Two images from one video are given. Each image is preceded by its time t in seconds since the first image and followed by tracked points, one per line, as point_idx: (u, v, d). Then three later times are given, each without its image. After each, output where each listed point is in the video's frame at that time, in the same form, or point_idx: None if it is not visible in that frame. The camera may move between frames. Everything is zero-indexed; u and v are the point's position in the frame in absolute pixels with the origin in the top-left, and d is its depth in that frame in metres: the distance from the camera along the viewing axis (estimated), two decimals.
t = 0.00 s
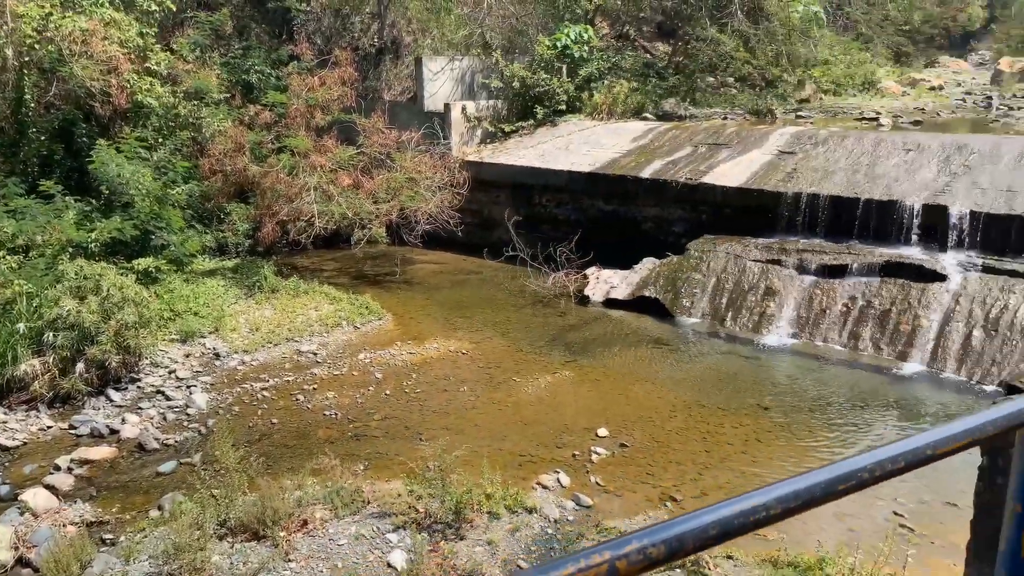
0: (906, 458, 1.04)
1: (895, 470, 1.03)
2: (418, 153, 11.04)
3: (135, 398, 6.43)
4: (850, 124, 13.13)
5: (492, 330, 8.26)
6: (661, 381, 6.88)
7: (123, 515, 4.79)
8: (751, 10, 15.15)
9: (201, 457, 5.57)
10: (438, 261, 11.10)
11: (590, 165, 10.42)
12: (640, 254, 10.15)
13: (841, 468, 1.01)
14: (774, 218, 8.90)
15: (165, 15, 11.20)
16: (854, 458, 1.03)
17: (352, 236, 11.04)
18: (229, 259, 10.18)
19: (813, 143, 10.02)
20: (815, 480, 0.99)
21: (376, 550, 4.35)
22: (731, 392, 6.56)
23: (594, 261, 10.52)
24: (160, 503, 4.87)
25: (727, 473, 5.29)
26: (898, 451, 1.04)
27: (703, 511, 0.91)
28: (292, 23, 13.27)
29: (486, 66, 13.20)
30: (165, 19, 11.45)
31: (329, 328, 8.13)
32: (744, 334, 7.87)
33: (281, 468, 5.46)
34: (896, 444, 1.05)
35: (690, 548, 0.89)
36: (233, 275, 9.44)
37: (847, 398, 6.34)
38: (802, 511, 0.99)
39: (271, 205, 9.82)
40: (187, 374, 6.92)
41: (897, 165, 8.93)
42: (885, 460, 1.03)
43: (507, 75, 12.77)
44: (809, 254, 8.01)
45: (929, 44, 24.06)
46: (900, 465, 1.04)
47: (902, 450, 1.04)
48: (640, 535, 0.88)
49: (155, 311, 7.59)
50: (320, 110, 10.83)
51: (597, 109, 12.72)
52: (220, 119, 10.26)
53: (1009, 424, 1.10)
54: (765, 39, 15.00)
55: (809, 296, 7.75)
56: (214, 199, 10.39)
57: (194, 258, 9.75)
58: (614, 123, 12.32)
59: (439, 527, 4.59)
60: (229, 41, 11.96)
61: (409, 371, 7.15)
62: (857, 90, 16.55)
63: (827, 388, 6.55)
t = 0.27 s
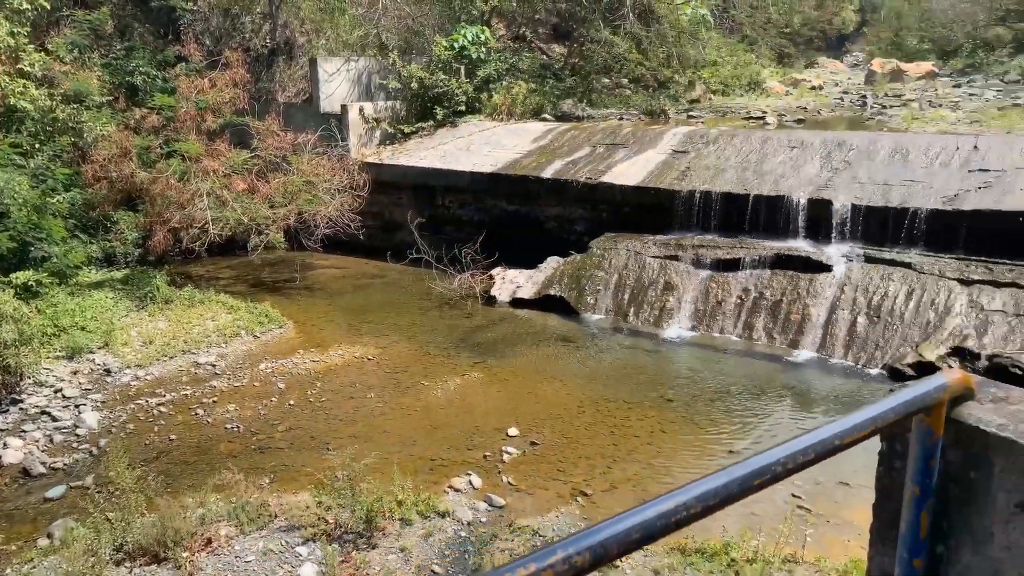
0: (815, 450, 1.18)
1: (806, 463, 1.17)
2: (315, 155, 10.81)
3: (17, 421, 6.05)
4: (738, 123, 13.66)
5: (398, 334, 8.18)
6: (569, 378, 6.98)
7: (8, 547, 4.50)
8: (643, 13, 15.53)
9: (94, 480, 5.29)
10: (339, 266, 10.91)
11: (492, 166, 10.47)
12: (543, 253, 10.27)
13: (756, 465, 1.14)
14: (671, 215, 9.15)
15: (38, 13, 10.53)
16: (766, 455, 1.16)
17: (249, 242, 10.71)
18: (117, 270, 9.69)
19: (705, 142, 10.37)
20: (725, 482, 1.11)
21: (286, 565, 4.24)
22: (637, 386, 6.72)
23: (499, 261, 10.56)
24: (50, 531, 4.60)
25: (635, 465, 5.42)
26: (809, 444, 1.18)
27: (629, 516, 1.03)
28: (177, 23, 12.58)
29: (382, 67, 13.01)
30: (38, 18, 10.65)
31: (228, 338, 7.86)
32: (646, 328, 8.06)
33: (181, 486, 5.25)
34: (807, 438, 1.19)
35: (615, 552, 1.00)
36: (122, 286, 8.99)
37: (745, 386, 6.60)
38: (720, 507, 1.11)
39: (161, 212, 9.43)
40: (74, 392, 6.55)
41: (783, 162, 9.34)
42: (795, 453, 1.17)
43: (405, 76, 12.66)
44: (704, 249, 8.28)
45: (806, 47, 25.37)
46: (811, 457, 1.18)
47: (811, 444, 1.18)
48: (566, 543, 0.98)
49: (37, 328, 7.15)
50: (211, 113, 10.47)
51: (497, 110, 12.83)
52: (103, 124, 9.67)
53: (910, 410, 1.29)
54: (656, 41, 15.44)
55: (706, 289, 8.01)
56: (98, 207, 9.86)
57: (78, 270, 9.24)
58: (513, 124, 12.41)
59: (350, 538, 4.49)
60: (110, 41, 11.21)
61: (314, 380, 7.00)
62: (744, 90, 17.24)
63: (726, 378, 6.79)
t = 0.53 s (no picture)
0: (763, 446, 1.25)
1: (754, 459, 1.24)
2: (254, 158, 10.61)
3: None
4: (677, 123, 13.88)
5: (343, 338, 8.08)
6: (516, 378, 7.00)
7: None
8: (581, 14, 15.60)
9: (27, 497, 5.11)
10: (281, 271, 10.74)
11: (435, 167, 10.44)
12: (488, 254, 10.29)
13: (707, 465, 1.20)
14: (613, 214, 9.25)
15: None
16: (715, 453, 1.23)
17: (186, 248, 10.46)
18: (47, 279, 9.35)
19: (644, 142, 10.51)
20: (676, 483, 1.17)
21: None
22: (584, 384, 6.77)
23: (443, 262, 10.52)
24: None
25: (583, 462, 5.46)
26: (755, 441, 1.25)
27: (580, 522, 1.08)
28: (106, 23, 12.32)
29: (322, 69, 12.76)
30: None
31: (166, 347, 7.66)
32: (591, 327, 8.13)
33: (120, 501, 5.09)
34: (756, 435, 1.26)
35: (570, 559, 1.05)
36: (53, 296, 8.68)
37: (690, 382, 6.71)
38: (671, 507, 1.17)
39: (93, 219, 9.15)
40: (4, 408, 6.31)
41: (720, 161, 9.53)
42: (742, 452, 1.24)
43: (344, 77, 12.52)
44: (646, 248, 8.38)
45: (740, 48, 25.97)
46: (759, 454, 1.25)
47: (759, 441, 1.25)
48: (520, 554, 1.03)
49: None
50: (144, 116, 10.03)
51: (439, 111, 13.00)
52: (27, 127, 9.35)
53: (854, 403, 1.39)
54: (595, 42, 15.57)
55: (650, 287, 8.12)
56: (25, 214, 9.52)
57: (5, 280, 8.89)
58: (455, 125, 12.39)
59: (298, 546, 4.42)
60: (35, 43, 10.99)
61: (256, 387, 6.86)
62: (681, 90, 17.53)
63: (670, 374, 6.89)
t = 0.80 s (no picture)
0: (729, 443, 1.27)
1: (719, 458, 1.26)
2: (212, 160, 10.45)
3: None
4: (637, 123, 14.00)
5: (305, 342, 8.00)
6: (481, 379, 6.99)
7: None
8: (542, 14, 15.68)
9: None
10: (241, 274, 10.59)
11: (397, 168, 10.39)
12: (451, 255, 10.26)
13: (673, 464, 1.21)
14: (576, 215, 9.29)
15: None
16: (682, 453, 1.24)
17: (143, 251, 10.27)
18: None
19: (606, 143, 10.57)
20: (643, 483, 1.18)
21: None
22: (548, 384, 6.79)
23: (407, 264, 10.47)
24: None
25: (549, 462, 5.48)
26: (720, 440, 1.27)
27: (548, 525, 1.08)
28: (57, 23, 12.02)
29: (280, 69, 12.75)
30: None
31: (124, 353, 7.51)
32: (556, 327, 8.16)
33: (77, 511, 4.98)
34: (721, 432, 1.28)
35: (538, 561, 1.06)
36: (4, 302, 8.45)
37: (653, 380, 6.77)
38: (640, 507, 1.18)
39: (46, 222, 8.92)
40: None
41: (680, 161, 9.63)
42: (709, 449, 1.25)
43: (303, 78, 12.37)
44: (609, 247, 8.43)
45: (698, 50, 26.32)
46: (724, 452, 1.26)
47: (724, 439, 1.26)
48: (488, 557, 1.03)
49: None
50: (98, 118, 9.86)
51: (400, 111, 13.00)
52: None
53: (817, 400, 1.42)
54: (556, 44, 15.62)
55: (613, 286, 8.17)
56: None
57: None
58: (417, 126, 12.34)
59: (262, 553, 4.37)
60: None
61: (217, 393, 6.76)
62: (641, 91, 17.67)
63: (634, 373, 6.94)
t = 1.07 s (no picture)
0: (695, 444, 1.28)
1: (686, 458, 1.27)
2: (175, 162, 10.30)
3: None
4: (604, 124, 14.07)
5: (273, 345, 7.92)
6: (451, 381, 6.97)
7: None
8: (508, 15, 15.59)
9: None
10: (206, 277, 10.46)
11: (364, 169, 10.33)
12: (419, 256, 10.22)
13: (640, 466, 1.22)
14: (544, 215, 9.31)
15: None
16: (649, 454, 1.25)
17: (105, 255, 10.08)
18: None
19: (573, 143, 10.61)
20: (610, 485, 1.19)
21: None
22: (518, 385, 6.79)
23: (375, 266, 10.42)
24: None
25: (520, 462, 5.48)
26: (687, 440, 1.28)
27: (516, 529, 1.08)
28: (12, 23, 11.74)
29: (245, 70, 12.60)
30: None
31: (86, 359, 7.37)
32: (526, 327, 8.17)
33: (39, 522, 4.87)
34: (688, 433, 1.29)
35: (505, 567, 1.05)
36: None
37: (622, 379, 6.80)
38: (607, 510, 1.18)
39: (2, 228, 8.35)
40: None
41: (647, 161, 9.69)
42: (676, 450, 1.26)
43: (268, 79, 12.23)
44: (578, 247, 8.45)
45: (663, 50, 26.57)
46: (691, 452, 1.28)
47: (691, 439, 1.27)
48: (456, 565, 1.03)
49: None
50: (57, 119, 9.71)
51: (366, 112, 12.97)
52: None
53: (782, 399, 1.44)
54: (523, 44, 15.65)
55: (582, 286, 8.20)
56: None
57: None
58: (383, 127, 12.28)
59: (230, 560, 4.31)
60: None
61: (183, 398, 6.66)
62: (608, 92, 17.74)
63: (604, 372, 6.97)
